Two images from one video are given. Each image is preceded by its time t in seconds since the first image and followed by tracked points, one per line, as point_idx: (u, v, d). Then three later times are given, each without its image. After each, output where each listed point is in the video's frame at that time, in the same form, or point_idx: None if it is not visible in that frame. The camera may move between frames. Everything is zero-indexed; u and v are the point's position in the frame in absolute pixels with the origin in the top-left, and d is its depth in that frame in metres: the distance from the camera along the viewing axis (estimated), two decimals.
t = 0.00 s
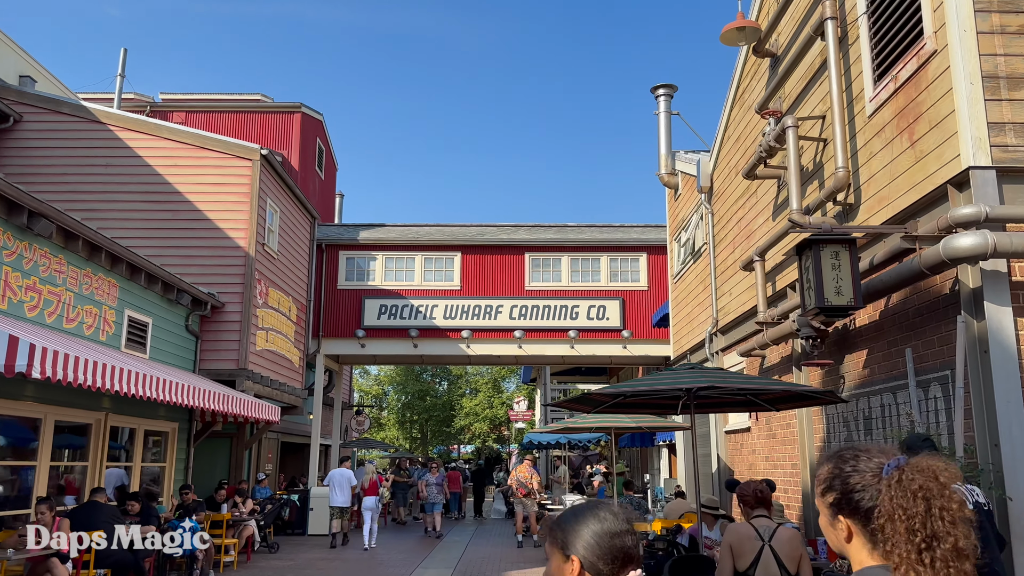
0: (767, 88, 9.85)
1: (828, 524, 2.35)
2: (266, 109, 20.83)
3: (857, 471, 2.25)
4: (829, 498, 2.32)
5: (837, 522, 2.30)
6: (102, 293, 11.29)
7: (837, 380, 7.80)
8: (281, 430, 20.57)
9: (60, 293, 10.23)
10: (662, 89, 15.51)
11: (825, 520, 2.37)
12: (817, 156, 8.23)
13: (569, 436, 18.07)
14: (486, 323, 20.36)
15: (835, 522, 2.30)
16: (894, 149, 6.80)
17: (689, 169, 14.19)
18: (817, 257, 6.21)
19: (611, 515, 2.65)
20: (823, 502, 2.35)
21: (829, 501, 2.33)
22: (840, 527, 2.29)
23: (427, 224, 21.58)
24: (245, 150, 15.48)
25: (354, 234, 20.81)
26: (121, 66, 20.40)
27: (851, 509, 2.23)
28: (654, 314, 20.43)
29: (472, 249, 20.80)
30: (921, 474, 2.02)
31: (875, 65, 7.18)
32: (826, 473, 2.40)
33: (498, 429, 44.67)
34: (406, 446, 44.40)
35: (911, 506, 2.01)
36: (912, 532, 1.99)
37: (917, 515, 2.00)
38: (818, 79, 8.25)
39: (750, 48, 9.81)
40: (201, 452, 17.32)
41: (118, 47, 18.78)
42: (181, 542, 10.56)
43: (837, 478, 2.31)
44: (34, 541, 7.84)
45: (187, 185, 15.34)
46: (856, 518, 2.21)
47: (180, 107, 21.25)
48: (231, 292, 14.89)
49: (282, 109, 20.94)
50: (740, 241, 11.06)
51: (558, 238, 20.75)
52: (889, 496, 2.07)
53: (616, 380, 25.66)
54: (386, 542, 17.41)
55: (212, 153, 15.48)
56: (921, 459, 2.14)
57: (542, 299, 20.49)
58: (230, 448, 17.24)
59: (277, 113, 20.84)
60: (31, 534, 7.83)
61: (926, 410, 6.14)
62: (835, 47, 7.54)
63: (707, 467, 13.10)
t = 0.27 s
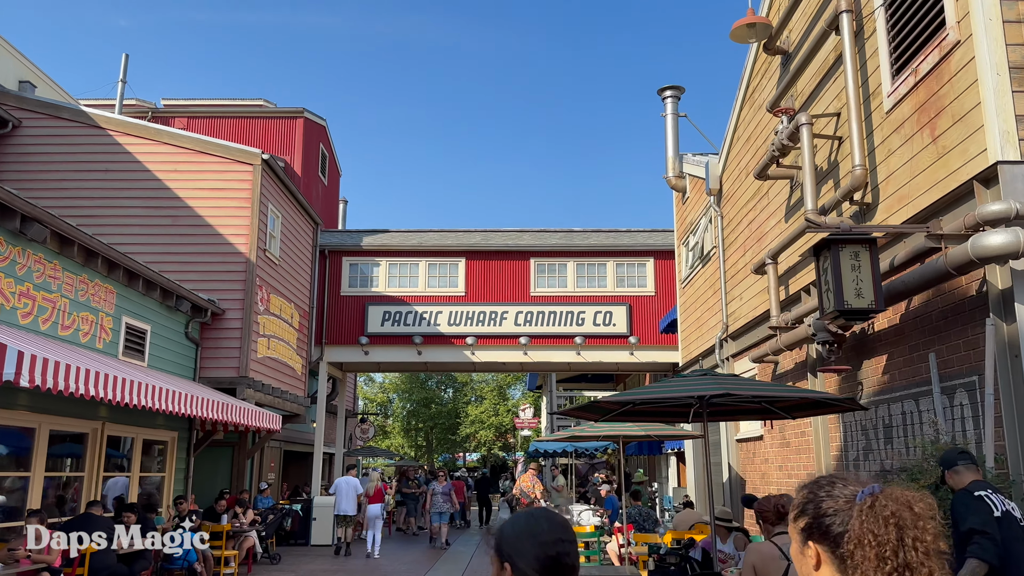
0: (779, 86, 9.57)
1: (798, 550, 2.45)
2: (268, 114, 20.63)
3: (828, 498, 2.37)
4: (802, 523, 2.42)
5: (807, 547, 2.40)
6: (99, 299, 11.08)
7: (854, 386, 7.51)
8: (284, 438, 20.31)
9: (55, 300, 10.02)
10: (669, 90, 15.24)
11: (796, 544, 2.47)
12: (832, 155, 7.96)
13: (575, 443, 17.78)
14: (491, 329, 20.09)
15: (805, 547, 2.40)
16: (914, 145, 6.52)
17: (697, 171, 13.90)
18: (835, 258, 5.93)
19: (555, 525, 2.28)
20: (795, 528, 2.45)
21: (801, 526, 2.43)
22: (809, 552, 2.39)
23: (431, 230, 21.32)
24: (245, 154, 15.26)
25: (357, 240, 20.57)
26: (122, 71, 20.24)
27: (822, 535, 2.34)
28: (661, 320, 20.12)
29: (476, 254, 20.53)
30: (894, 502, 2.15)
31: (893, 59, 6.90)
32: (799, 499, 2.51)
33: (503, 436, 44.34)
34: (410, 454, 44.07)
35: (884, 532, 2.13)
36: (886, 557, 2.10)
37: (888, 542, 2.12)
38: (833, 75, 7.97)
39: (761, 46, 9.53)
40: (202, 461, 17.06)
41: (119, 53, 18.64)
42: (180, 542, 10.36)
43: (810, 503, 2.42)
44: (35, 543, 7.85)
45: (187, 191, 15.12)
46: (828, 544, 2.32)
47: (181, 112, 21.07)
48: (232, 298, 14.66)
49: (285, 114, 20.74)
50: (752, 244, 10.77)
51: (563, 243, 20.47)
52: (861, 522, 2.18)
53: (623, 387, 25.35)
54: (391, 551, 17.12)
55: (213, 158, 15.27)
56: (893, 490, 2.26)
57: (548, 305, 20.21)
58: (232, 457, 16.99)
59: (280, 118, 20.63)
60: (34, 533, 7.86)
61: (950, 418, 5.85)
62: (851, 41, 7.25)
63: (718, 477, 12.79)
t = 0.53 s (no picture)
0: (793, 79, 9.32)
1: (789, 535, 2.32)
2: (272, 116, 20.45)
3: (834, 484, 2.25)
4: (797, 508, 2.30)
5: (800, 533, 2.28)
6: (98, 301, 10.87)
7: (876, 386, 7.22)
8: (288, 443, 20.07)
9: (53, 301, 9.81)
10: (677, 88, 15.00)
11: (784, 528, 2.34)
12: (851, 147, 7.70)
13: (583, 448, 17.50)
14: (497, 333, 19.83)
15: (800, 532, 2.28)
16: (939, 133, 6.24)
17: (707, 169, 13.64)
18: (859, 250, 5.67)
19: (486, 523, 2.30)
20: (788, 513, 2.32)
21: (797, 511, 2.30)
22: (804, 540, 2.27)
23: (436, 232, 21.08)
24: (248, 155, 15.06)
25: (362, 243, 20.35)
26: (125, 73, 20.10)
27: (820, 522, 2.23)
28: (670, 322, 19.82)
29: (482, 257, 20.29)
30: (902, 494, 2.11)
31: (915, 45, 6.64)
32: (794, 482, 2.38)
33: (510, 442, 43.99)
34: (417, 460, 43.75)
35: (893, 526, 2.09)
36: (889, 548, 2.08)
37: (892, 533, 2.09)
38: (851, 64, 7.71)
39: (774, 37, 9.28)
40: (205, 466, 16.83)
41: (122, 55, 18.51)
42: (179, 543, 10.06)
43: (808, 488, 2.30)
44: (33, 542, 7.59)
45: (189, 192, 14.92)
46: (829, 532, 2.21)
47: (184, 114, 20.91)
48: (234, 301, 14.43)
49: (288, 116, 20.56)
50: (765, 242, 10.51)
51: (570, 245, 20.21)
52: (867, 514, 2.13)
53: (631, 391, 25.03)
54: (396, 558, 16.84)
55: (215, 158, 15.08)
56: (896, 482, 2.22)
57: (555, 308, 19.94)
58: (235, 462, 16.75)
59: (284, 120, 20.46)
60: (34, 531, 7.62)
61: (982, 417, 5.56)
62: (870, 28, 7.00)
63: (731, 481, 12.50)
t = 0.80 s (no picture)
0: (808, 73, 9.05)
1: (781, 545, 2.24)
2: (275, 118, 20.25)
3: (824, 490, 2.18)
4: (787, 518, 2.22)
5: (793, 544, 2.21)
6: (97, 304, 10.65)
7: (900, 389, 6.93)
8: (292, 449, 19.82)
9: (50, 303, 9.58)
10: (687, 87, 14.74)
11: (774, 539, 2.27)
12: (872, 141, 7.43)
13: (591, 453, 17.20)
14: (504, 336, 19.56)
15: (792, 543, 2.20)
16: (967, 123, 5.97)
17: (717, 169, 13.37)
18: (887, 245, 5.39)
19: (417, 525, 2.13)
20: (776, 522, 2.25)
21: (787, 521, 2.22)
22: (798, 550, 2.20)
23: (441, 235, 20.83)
24: (250, 156, 14.84)
25: (366, 246, 20.11)
26: (128, 75, 19.92)
27: (815, 529, 2.16)
28: (678, 326, 19.52)
29: (488, 259, 20.03)
30: (896, 497, 2.07)
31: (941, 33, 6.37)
32: (778, 490, 2.30)
33: (516, 447, 43.67)
34: (422, 465, 43.45)
35: (890, 527, 2.05)
36: (889, 554, 2.03)
37: (888, 534, 2.05)
38: (871, 55, 7.44)
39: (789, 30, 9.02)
40: (207, 472, 16.59)
41: (124, 57, 18.33)
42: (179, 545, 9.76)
43: (798, 495, 2.22)
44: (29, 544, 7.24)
45: (191, 194, 14.71)
46: (824, 540, 2.14)
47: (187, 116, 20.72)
48: (236, 304, 14.20)
49: (292, 118, 20.34)
50: (780, 241, 10.23)
51: (577, 247, 19.94)
52: (862, 519, 2.07)
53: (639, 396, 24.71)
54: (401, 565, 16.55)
55: (217, 160, 14.86)
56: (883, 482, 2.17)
57: (561, 311, 19.66)
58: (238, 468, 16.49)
59: (288, 122, 20.26)
60: (32, 533, 7.28)
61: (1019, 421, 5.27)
62: (893, 16, 6.73)
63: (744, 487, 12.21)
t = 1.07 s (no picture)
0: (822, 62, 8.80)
1: (741, 555, 2.17)
2: (277, 117, 20.04)
3: (789, 502, 2.11)
4: (748, 528, 2.15)
5: (754, 554, 2.15)
6: (92, 302, 10.42)
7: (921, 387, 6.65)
8: (294, 451, 19.58)
9: (42, 301, 9.36)
10: (694, 83, 14.51)
11: (734, 547, 2.20)
12: (890, 130, 7.17)
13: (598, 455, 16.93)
14: (508, 337, 19.30)
15: (753, 554, 2.14)
16: (993, 108, 5.70)
17: (725, 165, 13.12)
18: (913, 235, 5.13)
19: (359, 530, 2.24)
20: (738, 531, 2.18)
21: (748, 531, 2.15)
22: (759, 562, 2.13)
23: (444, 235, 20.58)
24: (250, 153, 14.62)
25: (369, 246, 19.87)
26: (128, 74, 19.74)
27: (777, 541, 2.10)
28: (685, 326, 19.24)
29: (491, 259, 19.78)
30: (860, 511, 2.01)
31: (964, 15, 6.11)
32: (740, 496, 2.22)
33: (520, 450, 43.38)
34: (426, 468, 43.18)
35: (854, 545, 1.99)
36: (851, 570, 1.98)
37: (851, 552, 1.99)
38: (888, 41, 7.20)
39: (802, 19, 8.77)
40: (207, 475, 16.35)
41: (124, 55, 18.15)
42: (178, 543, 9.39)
43: (761, 505, 2.15)
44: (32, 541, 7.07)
45: (190, 192, 14.49)
46: (787, 555, 2.08)
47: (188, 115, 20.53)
48: (236, 304, 13.97)
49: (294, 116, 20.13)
50: (793, 237, 9.98)
51: (582, 247, 19.68)
52: (826, 536, 2.01)
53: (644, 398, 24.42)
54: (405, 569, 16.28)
55: (216, 157, 14.65)
56: (850, 495, 2.11)
57: (566, 311, 19.39)
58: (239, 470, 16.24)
59: (289, 121, 20.04)
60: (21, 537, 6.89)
61: None
62: None
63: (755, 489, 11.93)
